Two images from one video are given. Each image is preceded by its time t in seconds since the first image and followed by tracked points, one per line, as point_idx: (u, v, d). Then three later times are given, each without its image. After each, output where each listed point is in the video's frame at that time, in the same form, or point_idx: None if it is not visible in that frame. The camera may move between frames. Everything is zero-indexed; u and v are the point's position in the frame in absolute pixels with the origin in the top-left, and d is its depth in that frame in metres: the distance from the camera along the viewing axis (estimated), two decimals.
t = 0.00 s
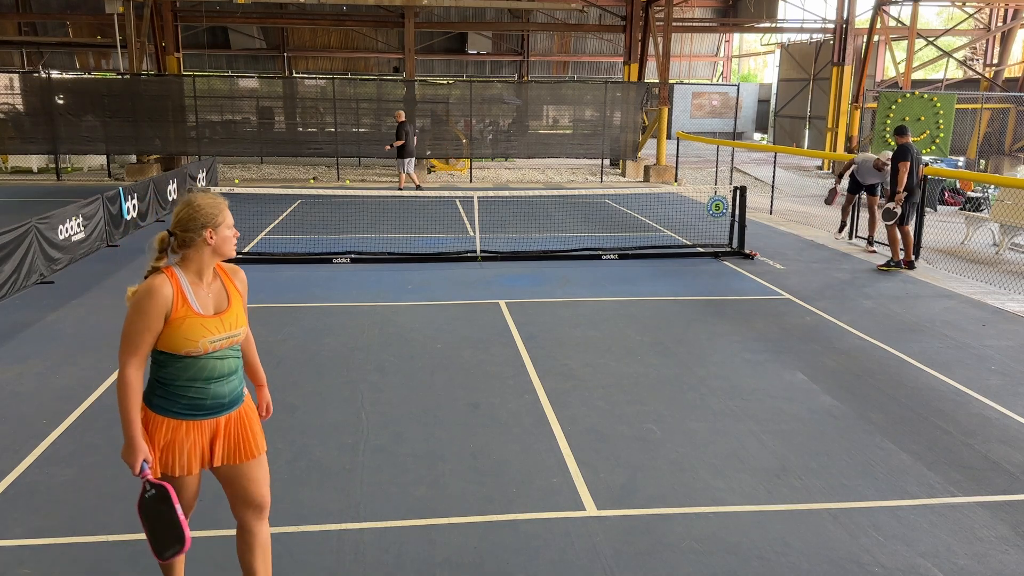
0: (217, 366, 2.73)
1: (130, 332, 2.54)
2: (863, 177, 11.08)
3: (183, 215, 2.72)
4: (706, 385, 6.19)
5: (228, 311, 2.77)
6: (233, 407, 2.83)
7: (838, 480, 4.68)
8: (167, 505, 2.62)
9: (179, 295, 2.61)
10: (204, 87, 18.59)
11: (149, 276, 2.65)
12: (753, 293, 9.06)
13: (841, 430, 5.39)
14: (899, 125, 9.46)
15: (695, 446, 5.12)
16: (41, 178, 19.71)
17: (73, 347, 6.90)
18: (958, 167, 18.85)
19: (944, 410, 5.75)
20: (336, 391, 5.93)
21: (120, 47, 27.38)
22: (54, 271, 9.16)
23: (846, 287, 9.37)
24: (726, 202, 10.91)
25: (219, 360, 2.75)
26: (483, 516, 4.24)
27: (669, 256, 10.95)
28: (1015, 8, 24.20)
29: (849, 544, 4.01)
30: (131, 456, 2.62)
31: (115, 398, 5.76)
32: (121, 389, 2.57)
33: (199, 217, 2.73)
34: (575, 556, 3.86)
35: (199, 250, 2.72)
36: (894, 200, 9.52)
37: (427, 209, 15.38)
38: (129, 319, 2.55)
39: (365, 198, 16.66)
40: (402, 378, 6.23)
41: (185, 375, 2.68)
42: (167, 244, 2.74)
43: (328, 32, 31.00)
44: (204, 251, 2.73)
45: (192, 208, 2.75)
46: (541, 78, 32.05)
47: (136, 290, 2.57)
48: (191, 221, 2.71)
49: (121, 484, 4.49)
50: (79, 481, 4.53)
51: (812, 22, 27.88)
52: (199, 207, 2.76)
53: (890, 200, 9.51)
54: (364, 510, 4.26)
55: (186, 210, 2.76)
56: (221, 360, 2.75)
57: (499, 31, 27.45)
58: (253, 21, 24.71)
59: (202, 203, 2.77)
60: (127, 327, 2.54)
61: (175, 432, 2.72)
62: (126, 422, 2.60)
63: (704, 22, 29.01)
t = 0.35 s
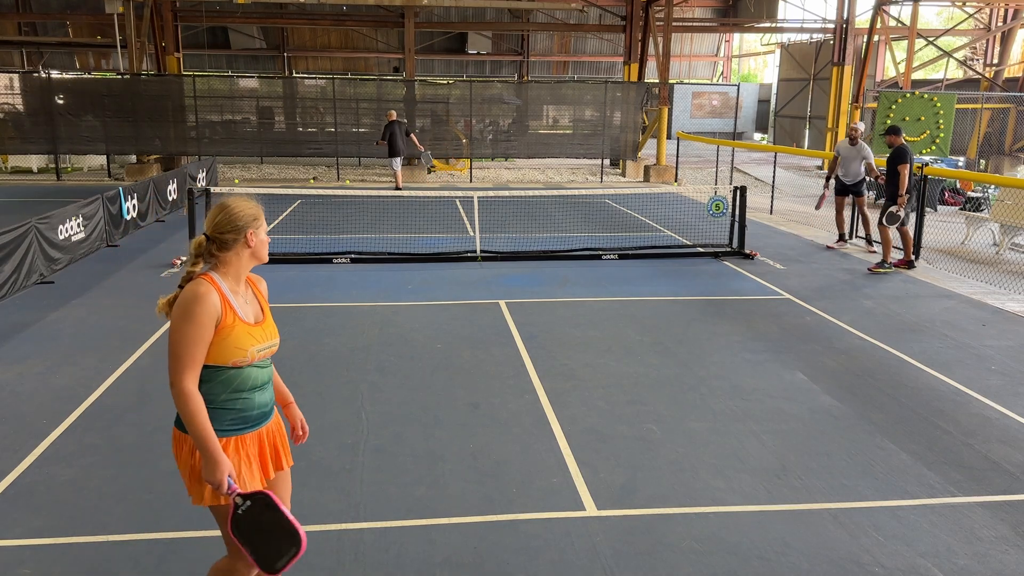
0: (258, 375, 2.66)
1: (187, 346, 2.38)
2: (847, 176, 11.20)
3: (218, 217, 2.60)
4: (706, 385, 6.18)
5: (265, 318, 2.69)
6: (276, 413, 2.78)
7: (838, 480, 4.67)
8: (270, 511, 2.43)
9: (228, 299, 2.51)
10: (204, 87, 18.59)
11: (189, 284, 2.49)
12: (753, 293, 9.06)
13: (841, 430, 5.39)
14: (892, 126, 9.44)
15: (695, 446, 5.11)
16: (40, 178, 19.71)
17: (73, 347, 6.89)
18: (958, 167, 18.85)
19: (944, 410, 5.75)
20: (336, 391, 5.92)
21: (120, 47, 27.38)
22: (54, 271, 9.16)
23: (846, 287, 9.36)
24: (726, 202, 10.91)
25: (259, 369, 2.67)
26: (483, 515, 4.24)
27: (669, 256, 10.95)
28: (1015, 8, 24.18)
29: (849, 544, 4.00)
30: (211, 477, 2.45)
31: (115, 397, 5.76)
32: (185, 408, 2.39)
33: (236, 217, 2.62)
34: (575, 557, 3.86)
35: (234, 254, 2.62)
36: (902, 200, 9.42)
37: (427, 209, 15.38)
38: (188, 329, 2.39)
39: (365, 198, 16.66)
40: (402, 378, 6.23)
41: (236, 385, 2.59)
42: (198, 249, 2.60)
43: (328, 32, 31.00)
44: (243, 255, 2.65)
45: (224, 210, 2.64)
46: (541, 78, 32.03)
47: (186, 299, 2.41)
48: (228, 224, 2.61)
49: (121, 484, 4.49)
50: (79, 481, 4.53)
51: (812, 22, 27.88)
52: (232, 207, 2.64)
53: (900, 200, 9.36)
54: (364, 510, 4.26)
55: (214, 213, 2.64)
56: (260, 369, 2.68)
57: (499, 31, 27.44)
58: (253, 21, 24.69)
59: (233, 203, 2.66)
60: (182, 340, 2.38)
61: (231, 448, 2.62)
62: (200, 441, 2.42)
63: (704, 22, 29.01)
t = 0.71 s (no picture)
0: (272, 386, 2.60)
1: (260, 370, 2.26)
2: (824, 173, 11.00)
3: (230, 232, 2.41)
4: (706, 385, 6.18)
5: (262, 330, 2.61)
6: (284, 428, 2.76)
7: (838, 480, 4.68)
8: (314, 508, 2.75)
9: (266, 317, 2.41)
10: (204, 87, 18.59)
11: (231, 308, 2.31)
12: (753, 293, 9.06)
13: (841, 430, 5.39)
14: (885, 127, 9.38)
15: (695, 446, 5.11)
16: (41, 178, 19.72)
17: (73, 347, 6.90)
18: (958, 167, 18.84)
19: (944, 410, 5.75)
20: (335, 391, 5.93)
21: (120, 47, 27.38)
22: (54, 271, 9.17)
23: (846, 287, 9.36)
24: (726, 202, 10.91)
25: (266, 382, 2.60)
26: (483, 515, 4.24)
27: (669, 256, 10.95)
28: (1015, 8, 24.18)
29: (849, 544, 4.00)
30: (286, 496, 2.41)
31: (115, 397, 5.76)
32: (265, 437, 2.29)
33: (247, 233, 2.47)
34: (575, 556, 3.86)
35: (245, 272, 2.46)
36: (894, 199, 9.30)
37: (427, 209, 15.38)
38: (258, 355, 2.26)
39: (365, 198, 16.67)
40: (403, 378, 6.23)
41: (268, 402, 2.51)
42: (211, 266, 2.37)
43: (328, 32, 31.00)
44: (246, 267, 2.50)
45: (226, 222, 2.45)
46: (541, 78, 32.02)
47: (250, 324, 2.27)
48: (237, 236, 2.44)
49: (121, 484, 4.49)
50: (79, 481, 4.53)
51: (812, 22, 27.88)
52: (236, 218, 2.47)
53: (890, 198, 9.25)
54: (364, 510, 4.26)
55: (216, 226, 2.43)
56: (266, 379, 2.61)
57: (499, 31, 27.45)
58: (253, 21, 24.69)
59: (232, 215, 2.49)
60: (256, 366, 2.25)
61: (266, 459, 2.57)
62: (275, 467, 2.34)
63: (704, 22, 29.01)
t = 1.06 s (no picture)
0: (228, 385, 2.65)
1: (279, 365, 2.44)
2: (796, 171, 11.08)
3: (202, 236, 2.40)
4: (706, 385, 6.18)
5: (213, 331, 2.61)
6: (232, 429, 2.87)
7: (838, 480, 4.67)
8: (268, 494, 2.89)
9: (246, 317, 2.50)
10: (204, 87, 18.59)
11: (234, 313, 2.36)
12: (753, 293, 9.06)
13: (841, 430, 5.39)
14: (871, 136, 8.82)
15: (695, 446, 5.11)
16: (40, 178, 19.72)
17: (73, 346, 6.90)
18: (958, 167, 18.82)
19: (944, 410, 5.75)
20: (335, 391, 5.92)
21: (120, 47, 27.39)
22: (54, 270, 9.17)
23: (846, 287, 9.36)
24: (726, 202, 10.91)
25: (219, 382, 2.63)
26: (483, 515, 4.23)
27: (669, 256, 10.95)
28: (1015, 8, 24.17)
29: (849, 544, 4.00)
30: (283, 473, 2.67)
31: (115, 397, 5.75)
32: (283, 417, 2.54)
33: (215, 235, 2.46)
34: (575, 557, 3.85)
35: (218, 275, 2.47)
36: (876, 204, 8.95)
37: (427, 209, 15.38)
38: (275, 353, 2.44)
39: (365, 198, 16.67)
40: (403, 378, 6.23)
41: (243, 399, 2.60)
42: (191, 273, 2.33)
43: (328, 33, 31.00)
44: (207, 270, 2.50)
45: (189, 226, 2.41)
46: (541, 78, 32.01)
47: (260, 324, 2.39)
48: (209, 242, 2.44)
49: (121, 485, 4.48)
50: (79, 481, 4.53)
51: (812, 22, 27.87)
52: (197, 220, 2.44)
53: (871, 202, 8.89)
54: (364, 510, 4.26)
55: (184, 232, 2.40)
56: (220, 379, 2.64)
57: (498, 31, 27.45)
58: (253, 21, 24.69)
59: (191, 217, 2.44)
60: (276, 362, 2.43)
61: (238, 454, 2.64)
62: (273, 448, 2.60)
63: (704, 22, 29.00)
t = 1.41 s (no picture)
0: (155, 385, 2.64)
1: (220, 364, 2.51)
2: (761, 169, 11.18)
3: (137, 238, 2.37)
4: (706, 385, 6.18)
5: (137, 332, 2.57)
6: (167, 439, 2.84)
7: (838, 480, 4.67)
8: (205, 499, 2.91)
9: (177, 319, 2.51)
10: (204, 87, 18.60)
11: (177, 317, 2.38)
12: (754, 293, 9.06)
13: (841, 430, 5.39)
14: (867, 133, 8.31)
15: (696, 446, 5.11)
16: (41, 178, 19.72)
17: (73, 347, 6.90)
18: (958, 167, 18.82)
19: (945, 410, 5.74)
20: (335, 391, 5.92)
21: (120, 47, 27.39)
22: (54, 270, 9.17)
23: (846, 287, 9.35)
24: (726, 202, 10.91)
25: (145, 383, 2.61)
26: (483, 516, 4.23)
27: (669, 256, 10.95)
28: (1015, 8, 24.17)
29: (849, 544, 4.00)
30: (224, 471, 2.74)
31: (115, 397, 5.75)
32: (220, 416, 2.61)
33: (150, 237, 2.43)
34: (575, 557, 3.85)
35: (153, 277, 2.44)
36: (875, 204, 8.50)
37: (427, 209, 15.38)
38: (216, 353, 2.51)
39: (365, 197, 16.68)
40: (403, 378, 6.23)
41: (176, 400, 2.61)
42: (125, 277, 2.30)
43: (328, 33, 31.00)
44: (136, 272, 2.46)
45: (121, 227, 2.37)
46: (541, 78, 32.02)
47: (202, 324, 2.43)
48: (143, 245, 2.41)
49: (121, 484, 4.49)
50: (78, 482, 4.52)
51: (812, 22, 27.87)
52: (128, 221, 2.40)
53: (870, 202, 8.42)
54: (364, 510, 4.26)
55: (118, 234, 2.36)
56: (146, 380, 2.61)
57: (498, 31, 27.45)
58: (253, 21, 24.68)
59: (122, 219, 2.40)
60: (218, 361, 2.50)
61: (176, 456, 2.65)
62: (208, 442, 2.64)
63: (704, 22, 28.99)
